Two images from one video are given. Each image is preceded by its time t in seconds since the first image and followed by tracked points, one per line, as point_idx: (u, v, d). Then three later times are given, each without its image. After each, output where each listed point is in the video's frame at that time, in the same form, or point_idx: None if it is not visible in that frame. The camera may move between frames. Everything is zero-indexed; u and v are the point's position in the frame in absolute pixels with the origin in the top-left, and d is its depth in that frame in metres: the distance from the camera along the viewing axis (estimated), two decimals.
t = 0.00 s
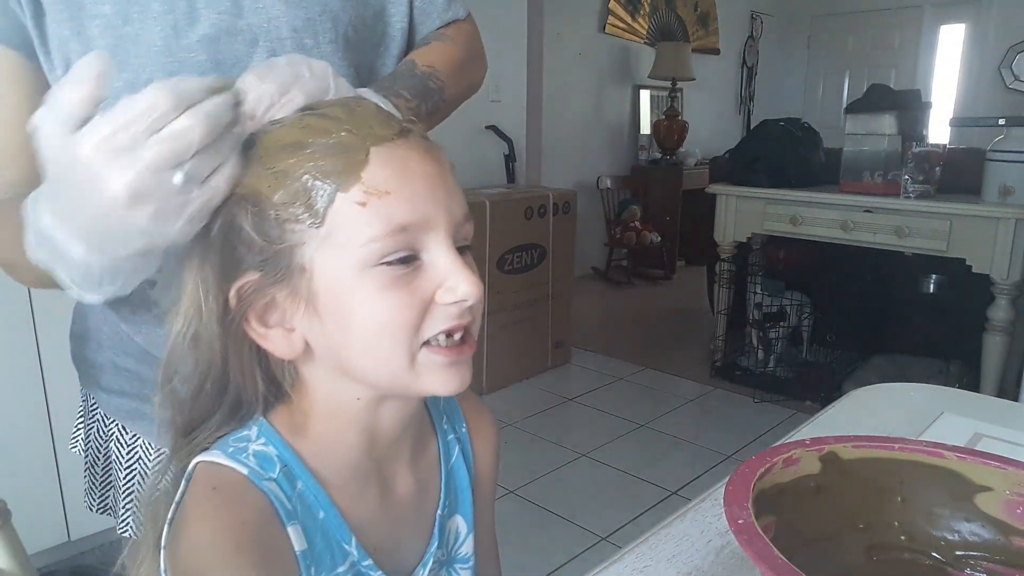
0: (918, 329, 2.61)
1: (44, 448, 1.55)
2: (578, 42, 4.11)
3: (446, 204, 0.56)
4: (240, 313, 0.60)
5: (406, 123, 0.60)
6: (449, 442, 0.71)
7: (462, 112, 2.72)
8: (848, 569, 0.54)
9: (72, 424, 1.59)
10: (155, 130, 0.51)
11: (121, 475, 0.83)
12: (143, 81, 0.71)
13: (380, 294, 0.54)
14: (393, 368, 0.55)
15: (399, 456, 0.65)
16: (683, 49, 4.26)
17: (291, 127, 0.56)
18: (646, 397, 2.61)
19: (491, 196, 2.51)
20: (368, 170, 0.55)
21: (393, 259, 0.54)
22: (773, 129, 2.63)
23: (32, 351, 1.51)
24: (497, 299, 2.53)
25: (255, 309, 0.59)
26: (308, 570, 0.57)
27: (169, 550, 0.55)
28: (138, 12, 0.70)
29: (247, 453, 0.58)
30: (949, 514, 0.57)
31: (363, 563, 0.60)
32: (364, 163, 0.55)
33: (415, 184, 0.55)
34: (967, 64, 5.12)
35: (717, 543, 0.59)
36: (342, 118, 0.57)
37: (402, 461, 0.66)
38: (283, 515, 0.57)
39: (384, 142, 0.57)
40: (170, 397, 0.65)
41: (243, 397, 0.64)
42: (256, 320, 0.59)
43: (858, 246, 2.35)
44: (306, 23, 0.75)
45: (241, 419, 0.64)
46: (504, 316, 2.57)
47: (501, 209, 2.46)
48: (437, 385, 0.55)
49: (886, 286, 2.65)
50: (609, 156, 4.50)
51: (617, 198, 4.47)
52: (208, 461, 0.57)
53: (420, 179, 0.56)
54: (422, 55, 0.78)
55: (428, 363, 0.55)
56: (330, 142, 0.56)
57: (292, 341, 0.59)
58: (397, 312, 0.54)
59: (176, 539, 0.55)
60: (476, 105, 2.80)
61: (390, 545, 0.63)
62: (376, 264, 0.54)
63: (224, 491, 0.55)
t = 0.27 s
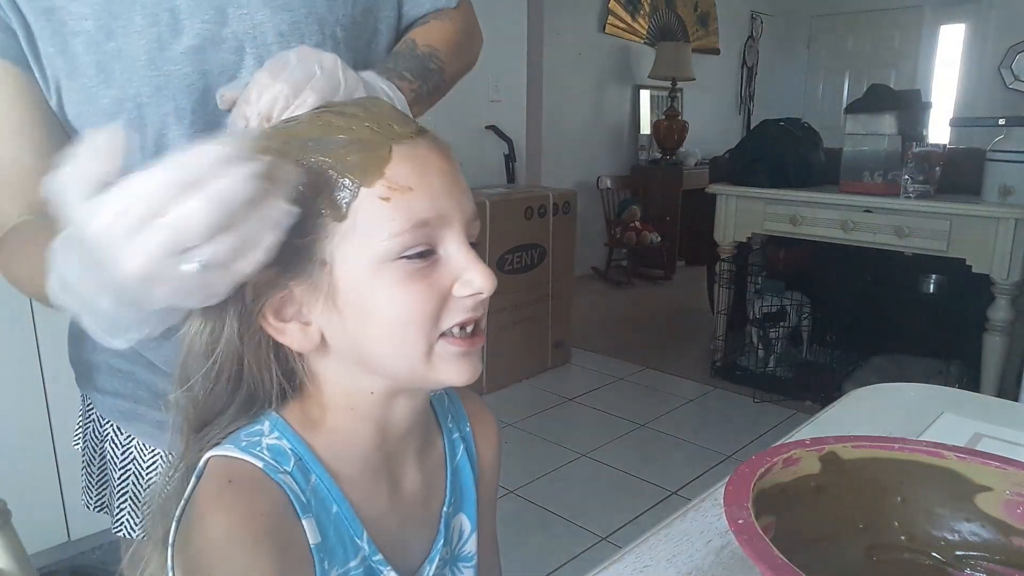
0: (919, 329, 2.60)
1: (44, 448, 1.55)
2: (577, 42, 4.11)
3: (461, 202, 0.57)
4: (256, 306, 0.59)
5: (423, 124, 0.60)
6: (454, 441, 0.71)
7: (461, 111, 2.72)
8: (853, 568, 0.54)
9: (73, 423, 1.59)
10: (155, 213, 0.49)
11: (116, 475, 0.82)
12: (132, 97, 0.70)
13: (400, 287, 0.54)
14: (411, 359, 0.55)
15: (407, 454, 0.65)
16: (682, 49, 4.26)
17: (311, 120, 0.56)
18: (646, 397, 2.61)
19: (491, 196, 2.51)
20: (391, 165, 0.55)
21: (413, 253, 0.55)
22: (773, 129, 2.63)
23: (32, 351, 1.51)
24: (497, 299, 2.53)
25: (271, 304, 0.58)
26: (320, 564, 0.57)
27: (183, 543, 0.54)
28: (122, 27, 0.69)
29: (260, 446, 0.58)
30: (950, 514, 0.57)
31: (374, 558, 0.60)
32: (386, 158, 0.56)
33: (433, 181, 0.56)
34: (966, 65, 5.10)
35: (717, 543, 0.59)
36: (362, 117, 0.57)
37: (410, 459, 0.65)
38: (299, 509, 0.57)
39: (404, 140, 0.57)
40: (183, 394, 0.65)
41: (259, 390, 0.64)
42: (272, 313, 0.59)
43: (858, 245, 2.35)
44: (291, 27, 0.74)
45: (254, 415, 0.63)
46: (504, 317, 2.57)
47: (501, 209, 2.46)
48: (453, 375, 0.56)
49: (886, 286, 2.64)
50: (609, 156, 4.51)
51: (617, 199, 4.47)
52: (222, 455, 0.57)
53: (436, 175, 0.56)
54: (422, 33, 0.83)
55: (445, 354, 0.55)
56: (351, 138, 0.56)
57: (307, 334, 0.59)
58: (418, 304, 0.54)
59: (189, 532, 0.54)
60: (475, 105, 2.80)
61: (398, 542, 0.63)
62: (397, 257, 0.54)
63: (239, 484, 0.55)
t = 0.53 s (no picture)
0: (918, 329, 2.61)
1: (44, 448, 1.55)
2: (577, 43, 4.11)
3: (441, 202, 0.56)
4: (236, 314, 0.60)
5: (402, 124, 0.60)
6: (448, 440, 0.71)
7: (461, 112, 2.72)
8: (849, 568, 0.54)
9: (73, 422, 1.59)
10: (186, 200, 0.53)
11: (110, 484, 0.87)
12: (116, 104, 0.71)
13: (377, 294, 0.54)
14: (392, 365, 0.55)
15: (398, 454, 0.65)
16: (683, 49, 4.26)
17: (283, 125, 0.58)
18: (646, 397, 2.61)
19: (491, 196, 2.51)
20: (365, 170, 0.55)
21: (389, 259, 0.54)
22: (773, 128, 2.63)
23: (32, 351, 1.51)
24: (497, 299, 2.53)
25: (251, 312, 0.59)
26: (308, 566, 0.57)
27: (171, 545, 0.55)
28: (103, 33, 0.70)
29: (246, 449, 0.58)
30: (950, 514, 0.57)
31: (364, 559, 0.59)
32: (360, 163, 0.55)
33: (410, 184, 0.55)
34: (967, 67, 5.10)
35: (717, 543, 0.59)
36: (336, 119, 0.58)
37: (403, 459, 0.66)
38: (284, 512, 0.57)
39: (381, 143, 0.57)
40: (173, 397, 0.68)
41: (242, 397, 0.64)
42: (252, 322, 0.59)
43: (858, 245, 2.35)
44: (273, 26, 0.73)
45: (239, 417, 0.64)
46: (504, 317, 2.57)
47: (501, 209, 2.46)
48: (436, 380, 0.56)
49: (886, 286, 2.65)
50: (609, 156, 4.50)
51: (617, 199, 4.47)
52: (209, 459, 0.57)
53: (415, 177, 0.55)
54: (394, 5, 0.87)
55: (426, 359, 0.55)
56: (325, 143, 0.56)
57: (288, 341, 0.59)
58: (396, 311, 0.54)
59: (176, 535, 0.55)
60: (475, 105, 2.80)
61: (390, 543, 0.63)
62: (372, 264, 0.54)
63: (227, 490, 0.55)
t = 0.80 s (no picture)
0: (916, 329, 2.62)
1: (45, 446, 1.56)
2: (577, 43, 4.11)
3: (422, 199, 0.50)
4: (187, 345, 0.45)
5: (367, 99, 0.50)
6: (441, 439, 0.71)
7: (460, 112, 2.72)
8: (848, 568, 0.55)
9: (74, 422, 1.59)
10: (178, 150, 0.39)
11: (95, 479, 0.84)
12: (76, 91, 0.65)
13: (367, 309, 0.48)
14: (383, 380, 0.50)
15: (386, 457, 0.65)
16: (682, 49, 4.26)
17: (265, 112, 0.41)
18: (646, 397, 2.61)
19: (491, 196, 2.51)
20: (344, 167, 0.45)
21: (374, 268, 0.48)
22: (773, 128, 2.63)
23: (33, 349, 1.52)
24: (497, 300, 2.53)
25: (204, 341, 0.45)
26: None
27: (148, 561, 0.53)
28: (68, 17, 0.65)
29: (228, 460, 0.56)
30: (949, 513, 0.57)
31: (351, 568, 0.60)
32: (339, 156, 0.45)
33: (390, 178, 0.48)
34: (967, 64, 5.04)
35: (717, 543, 0.59)
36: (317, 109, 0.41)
37: (392, 462, 0.65)
38: (266, 525, 0.57)
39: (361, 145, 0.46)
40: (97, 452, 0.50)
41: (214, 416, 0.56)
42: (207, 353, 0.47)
43: (858, 246, 2.34)
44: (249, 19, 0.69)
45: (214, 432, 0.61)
46: (503, 317, 2.57)
47: (501, 210, 2.46)
48: (423, 389, 0.52)
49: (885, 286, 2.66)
50: (609, 156, 4.51)
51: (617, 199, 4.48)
52: (193, 467, 0.54)
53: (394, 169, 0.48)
54: None
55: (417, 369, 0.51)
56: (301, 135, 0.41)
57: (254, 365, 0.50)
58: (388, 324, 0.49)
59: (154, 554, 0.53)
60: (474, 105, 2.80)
61: (380, 548, 0.64)
62: (356, 275, 0.47)
63: (206, 503, 0.54)
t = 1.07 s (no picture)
0: (917, 330, 2.62)
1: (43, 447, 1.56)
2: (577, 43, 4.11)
3: (422, 208, 0.53)
4: (208, 332, 0.58)
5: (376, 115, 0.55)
6: (442, 440, 0.72)
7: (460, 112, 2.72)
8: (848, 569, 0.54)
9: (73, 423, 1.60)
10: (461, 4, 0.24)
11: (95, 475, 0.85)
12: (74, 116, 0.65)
13: (359, 312, 0.51)
14: (377, 381, 0.53)
15: (385, 460, 0.65)
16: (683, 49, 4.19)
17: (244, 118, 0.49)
18: (646, 397, 2.61)
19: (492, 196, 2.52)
20: (337, 176, 0.50)
21: (369, 271, 0.51)
22: (773, 128, 2.63)
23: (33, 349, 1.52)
24: (497, 300, 2.53)
25: (224, 328, 0.57)
26: None
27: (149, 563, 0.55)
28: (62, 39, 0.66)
29: (224, 465, 0.59)
30: (950, 514, 0.57)
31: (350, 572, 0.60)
32: (332, 168, 0.50)
33: (388, 189, 0.51)
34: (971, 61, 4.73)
35: (718, 543, 0.59)
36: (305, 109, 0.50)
37: (389, 465, 0.66)
38: (262, 530, 0.57)
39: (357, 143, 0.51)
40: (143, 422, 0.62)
41: (217, 414, 0.64)
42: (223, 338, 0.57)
43: (858, 246, 2.35)
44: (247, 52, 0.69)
45: (212, 435, 0.64)
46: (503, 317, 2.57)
47: (501, 210, 2.46)
48: (420, 394, 0.54)
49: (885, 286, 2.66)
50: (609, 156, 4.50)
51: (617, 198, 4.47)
52: (188, 474, 0.57)
53: (393, 182, 0.51)
54: None
55: (412, 373, 0.54)
56: (294, 144, 0.49)
57: (262, 358, 0.57)
58: (379, 329, 0.51)
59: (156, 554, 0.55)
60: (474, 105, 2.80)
61: (382, 551, 0.63)
62: (350, 278, 0.51)
63: (200, 507, 0.55)
